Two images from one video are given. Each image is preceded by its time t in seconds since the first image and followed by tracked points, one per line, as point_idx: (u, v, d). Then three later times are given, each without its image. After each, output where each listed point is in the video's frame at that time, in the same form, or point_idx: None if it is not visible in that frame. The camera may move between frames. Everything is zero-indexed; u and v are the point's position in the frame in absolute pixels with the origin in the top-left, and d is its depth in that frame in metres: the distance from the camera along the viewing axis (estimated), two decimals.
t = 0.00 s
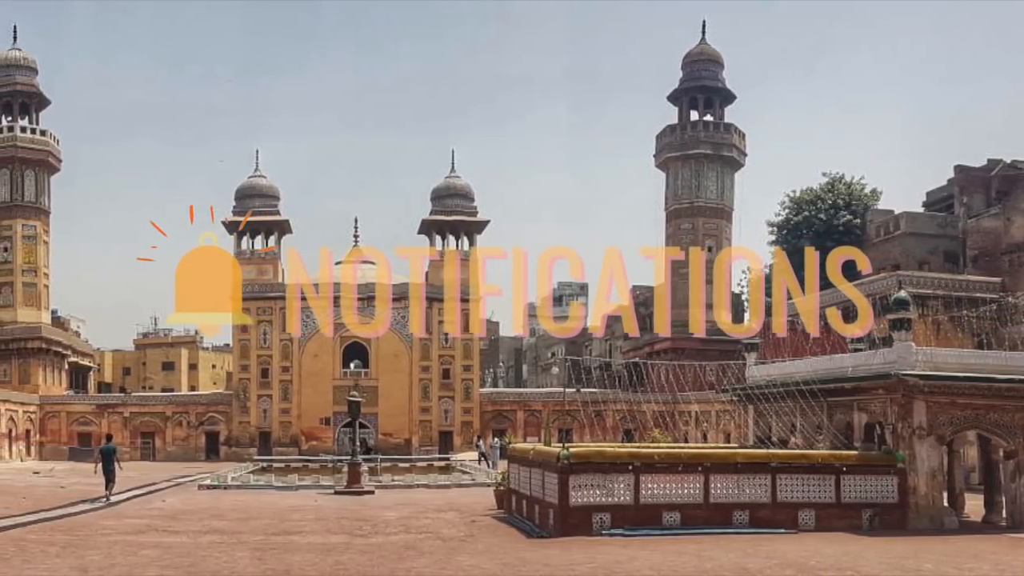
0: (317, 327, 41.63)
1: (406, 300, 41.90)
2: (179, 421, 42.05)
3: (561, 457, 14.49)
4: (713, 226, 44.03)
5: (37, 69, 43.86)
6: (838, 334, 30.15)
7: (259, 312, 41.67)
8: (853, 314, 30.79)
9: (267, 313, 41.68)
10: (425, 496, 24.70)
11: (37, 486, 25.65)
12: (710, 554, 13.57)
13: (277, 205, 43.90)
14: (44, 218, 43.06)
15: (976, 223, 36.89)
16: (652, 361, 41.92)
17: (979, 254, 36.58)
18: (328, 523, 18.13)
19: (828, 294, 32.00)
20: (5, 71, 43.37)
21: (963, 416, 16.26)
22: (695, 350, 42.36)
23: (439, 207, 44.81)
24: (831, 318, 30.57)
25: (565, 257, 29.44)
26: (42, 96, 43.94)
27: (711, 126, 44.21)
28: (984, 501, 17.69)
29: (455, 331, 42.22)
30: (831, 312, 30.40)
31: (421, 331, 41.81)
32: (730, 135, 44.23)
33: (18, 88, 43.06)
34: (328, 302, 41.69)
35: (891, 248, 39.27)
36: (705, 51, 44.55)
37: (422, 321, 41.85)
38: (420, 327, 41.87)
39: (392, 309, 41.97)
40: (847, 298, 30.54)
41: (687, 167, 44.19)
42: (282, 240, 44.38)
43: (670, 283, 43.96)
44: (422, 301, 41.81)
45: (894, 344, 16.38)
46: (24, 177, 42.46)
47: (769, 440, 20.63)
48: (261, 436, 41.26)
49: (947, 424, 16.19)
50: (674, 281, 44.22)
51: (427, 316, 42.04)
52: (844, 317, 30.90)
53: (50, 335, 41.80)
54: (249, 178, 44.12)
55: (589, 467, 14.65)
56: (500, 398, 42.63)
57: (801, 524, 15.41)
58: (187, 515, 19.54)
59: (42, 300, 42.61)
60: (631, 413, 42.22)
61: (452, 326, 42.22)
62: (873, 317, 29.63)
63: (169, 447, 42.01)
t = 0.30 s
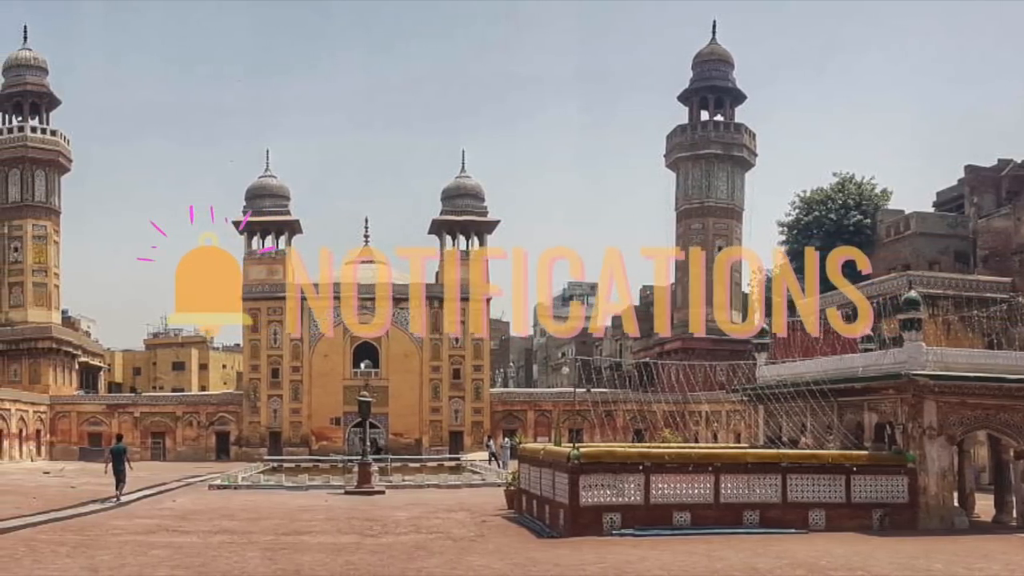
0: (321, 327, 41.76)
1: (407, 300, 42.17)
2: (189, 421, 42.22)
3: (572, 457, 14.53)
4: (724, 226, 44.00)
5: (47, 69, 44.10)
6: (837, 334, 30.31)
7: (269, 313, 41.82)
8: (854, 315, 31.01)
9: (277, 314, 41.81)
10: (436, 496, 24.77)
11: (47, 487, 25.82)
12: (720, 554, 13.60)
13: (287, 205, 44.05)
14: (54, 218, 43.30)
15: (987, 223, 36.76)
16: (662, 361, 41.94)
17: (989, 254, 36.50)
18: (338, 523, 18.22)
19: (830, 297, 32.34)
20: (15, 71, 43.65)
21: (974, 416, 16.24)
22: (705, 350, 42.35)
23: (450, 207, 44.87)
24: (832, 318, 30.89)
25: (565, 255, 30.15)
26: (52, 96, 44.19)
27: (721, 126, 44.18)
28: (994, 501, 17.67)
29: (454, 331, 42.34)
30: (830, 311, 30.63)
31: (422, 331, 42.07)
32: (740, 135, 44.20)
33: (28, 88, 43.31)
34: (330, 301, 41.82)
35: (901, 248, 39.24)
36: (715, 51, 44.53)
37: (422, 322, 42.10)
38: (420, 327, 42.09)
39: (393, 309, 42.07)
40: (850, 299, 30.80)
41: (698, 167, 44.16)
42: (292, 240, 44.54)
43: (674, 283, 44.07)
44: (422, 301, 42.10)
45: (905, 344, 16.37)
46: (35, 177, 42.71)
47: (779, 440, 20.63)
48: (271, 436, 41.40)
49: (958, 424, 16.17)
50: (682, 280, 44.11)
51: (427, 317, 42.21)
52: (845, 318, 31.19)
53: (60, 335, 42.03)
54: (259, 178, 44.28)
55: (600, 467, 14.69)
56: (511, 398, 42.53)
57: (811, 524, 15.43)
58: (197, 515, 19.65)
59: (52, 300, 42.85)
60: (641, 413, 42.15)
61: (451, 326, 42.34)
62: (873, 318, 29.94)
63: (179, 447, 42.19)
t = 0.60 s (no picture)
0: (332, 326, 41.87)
1: (406, 300, 42.33)
2: (199, 421, 42.39)
3: (582, 457, 14.58)
4: (734, 226, 43.97)
5: (57, 69, 44.34)
6: (839, 334, 30.47)
7: (279, 313, 41.99)
8: (855, 317, 31.09)
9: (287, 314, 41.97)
10: (445, 497, 24.85)
11: (58, 487, 25.99)
12: (730, 554, 13.63)
13: (298, 205, 44.21)
14: (64, 218, 43.54)
15: (997, 223, 36.65)
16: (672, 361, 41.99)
17: (1000, 254, 36.43)
18: (349, 523, 18.30)
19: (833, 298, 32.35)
20: (25, 71, 43.89)
21: (984, 416, 16.24)
22: (715, 350, 42.42)
23: (460, 206, 44.92)
24: (831, 318, 31.15)
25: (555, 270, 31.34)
26: (62, 96, 44.43)
27: (732, 126, 44.16)
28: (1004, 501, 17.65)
29: (454, 331, 42.30)
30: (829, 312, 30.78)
31: (421, 332, 42.19)
32: (750, 135, 44.18)
33: (38, 88, 43.56)
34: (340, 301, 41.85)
35: (911, 248, 39.17)
36: (725, 51, 44.52)
37: (457, 321, 42.35)
38: (419, 327, 42.21)
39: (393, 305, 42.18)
40: (851, 301, 30.92)
41: (708, 167, 44.13)
42: (302, 240, 44.71)
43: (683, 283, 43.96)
44: (422, 304, 42.28)
45: (915, 344, 16.38)
46: (45, 177, 42.95)
47: (789, 440, 20.65)
48: (281, 436, 41.52)
49: (968, 424, 16.16)
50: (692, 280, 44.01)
51: (427, 317, 42.31)
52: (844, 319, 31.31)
53: (70, 335, 42.24)
54: (270, 178, 44.45)
55: (610, 467, 14.73)
56: (521, 398, 42.57)
57: (821, 524, 15.44)
58: (207, 515, 19.77)
59: (62, 300, 43.07)
60: (652, 413, 42.18)
61: (451, 326, 42.32)
62: (877, 318, 30.03)
63: (189, 447, 42.37)
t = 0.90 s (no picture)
0: (343, 326, 42.05)
1: (420, 300, 42.29)
2: (210, 421, 42.58)
3: (592, 457, 14.63)
4: (744, 226, 43.89)
5: (67, 69, 44.60)
6: (847, 334, 30.45)
7: (289, 313, 42.14)
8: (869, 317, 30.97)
9: (297, 314, 42.12)
10: (456, 496, 24.92)
11: (69, 487, 26.17)
12: (740, 554, 13.66)
13: (308, 205, 44.34)
14: (74, 218, 43.80)
15: (1007, 223, 36.56)
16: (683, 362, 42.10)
17: (1010, 254, 36.32)
18: (359, 523, 18.39)
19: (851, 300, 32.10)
20: (36, 71, 44.16)
21: (994, 416, 16.24)
22: (725, 350, 42.48)
23: (470, 206, 44.96)
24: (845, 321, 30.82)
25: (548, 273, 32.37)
26: (72, 96, 44.68)
27: (742, 126, 44.14)
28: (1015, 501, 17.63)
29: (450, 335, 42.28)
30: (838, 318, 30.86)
31: (421, 333, 42.22)
32: (760, 135, 44.15)
33: (48, 87, 43.83)
34: (351, 301, 42.11)
35: (921, 248, 39.08)
36: (736, 51, 44.48)
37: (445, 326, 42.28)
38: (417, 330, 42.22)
39: (394, 304, 42.26)
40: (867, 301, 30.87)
41: (718, 167, 44.08)
42: (312, 240, 44.87)
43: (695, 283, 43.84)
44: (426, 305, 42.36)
45: (925, 344, 16.37)
46: (55, 177, 43.22)
47: (800, 440, 20.65)
48: (291, 436, 41.63)
49: (978, 424, 16.16)
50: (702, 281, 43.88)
51: (427, 328, 42.28)
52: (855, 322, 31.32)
53: (81, 335, 42.45)
54: (280, 178, 44.61)
55: (620, 467, 14.77)
56: (531, 398, 42.67)
57: (831, 524, 15.46)
58: (217, 515, 19.89)
59: (73, 300, 43.30)
60: (662, 413, 42.15)
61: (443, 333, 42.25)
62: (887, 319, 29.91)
63: (200, 447, 42.56)
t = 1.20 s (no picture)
0: (353, 327, 42.17)
1: (431, 301, 42.39)
2: (220, 421, 42.77)
3: (603, 456, 14.68)
4: (755, 226, 43.85)
5: (77, 69, 44.85)
6: (857, 334, 30.25)
7: (300, 313, 42.31)
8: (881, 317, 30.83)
9: (307, 314, 42.28)
10: (466, 496, 25.00)
11: (80, 487, 26.34)
12: (751, 554, 13.69)
13: (318, 204, 44.49)
14: (85, 218, 44.04)
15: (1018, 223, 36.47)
16: (694, 361, 42.14)
17: (1020, 254, 36.22)
18: (370, 523, 18.48)
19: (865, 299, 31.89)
20: (46, 71, 44.42)
21: (1005, 416, 16.24)
22: (736, 350, 42.48)
23: (480, 206, 45.05)
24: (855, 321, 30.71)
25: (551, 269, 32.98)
26: (83, 96, 44.93)
27: (752, 126, 44.11)
28: None
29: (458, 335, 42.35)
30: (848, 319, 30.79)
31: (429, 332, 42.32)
32: (771, 135, 44.11)
33: (59, 87, 44.09)
34: (363, 301, 42.25)
35: (932, 248, 39.06)
36: (746, 51, 44.46)
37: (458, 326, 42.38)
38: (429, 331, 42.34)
39: (406, 304, 42.37)
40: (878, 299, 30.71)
41: (729, 167, 44.04)
42: (323, 240, 45.02)
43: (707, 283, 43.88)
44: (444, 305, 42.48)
45: (936, 344, 16.37)
46: (66, 177, 43.47)
47: (810, 440, 20.65)
48: (302, 435, 41.78)
49: (989, 424, 16.16)
50: (713, 281, 43.85)
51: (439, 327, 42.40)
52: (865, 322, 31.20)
53: (91, 335, 42.66)
54: (290, 178, 44.76)
55: (631, 467, 14.82)
56: (542, 397, 42.77)
57: (842, 523, 15.47)
58: (228, 515, 20.01)
59: (83, 300, 43.53)
60: (672, 413, 41.94)
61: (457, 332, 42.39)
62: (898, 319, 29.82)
63: (210, 447, 42.75)
